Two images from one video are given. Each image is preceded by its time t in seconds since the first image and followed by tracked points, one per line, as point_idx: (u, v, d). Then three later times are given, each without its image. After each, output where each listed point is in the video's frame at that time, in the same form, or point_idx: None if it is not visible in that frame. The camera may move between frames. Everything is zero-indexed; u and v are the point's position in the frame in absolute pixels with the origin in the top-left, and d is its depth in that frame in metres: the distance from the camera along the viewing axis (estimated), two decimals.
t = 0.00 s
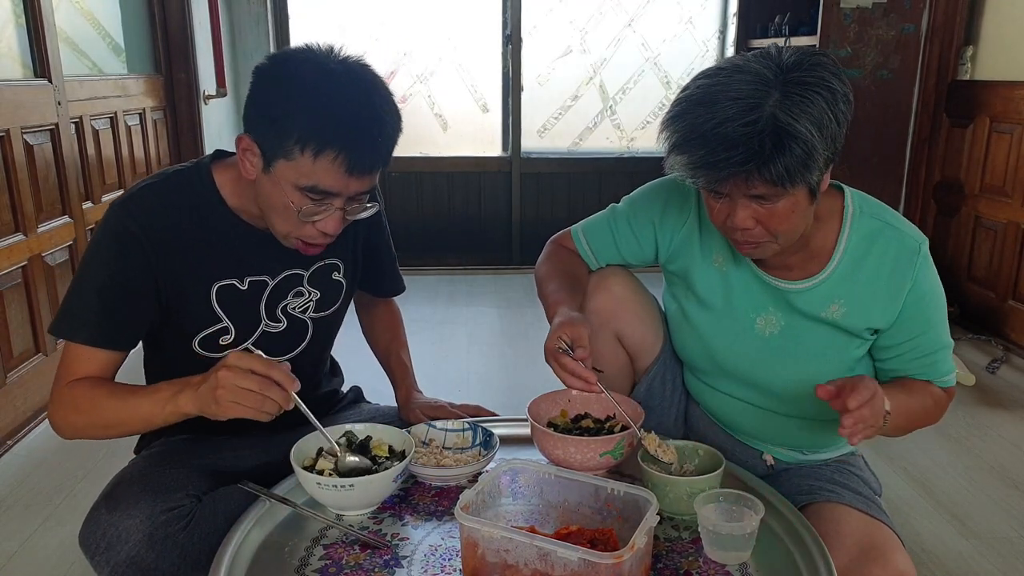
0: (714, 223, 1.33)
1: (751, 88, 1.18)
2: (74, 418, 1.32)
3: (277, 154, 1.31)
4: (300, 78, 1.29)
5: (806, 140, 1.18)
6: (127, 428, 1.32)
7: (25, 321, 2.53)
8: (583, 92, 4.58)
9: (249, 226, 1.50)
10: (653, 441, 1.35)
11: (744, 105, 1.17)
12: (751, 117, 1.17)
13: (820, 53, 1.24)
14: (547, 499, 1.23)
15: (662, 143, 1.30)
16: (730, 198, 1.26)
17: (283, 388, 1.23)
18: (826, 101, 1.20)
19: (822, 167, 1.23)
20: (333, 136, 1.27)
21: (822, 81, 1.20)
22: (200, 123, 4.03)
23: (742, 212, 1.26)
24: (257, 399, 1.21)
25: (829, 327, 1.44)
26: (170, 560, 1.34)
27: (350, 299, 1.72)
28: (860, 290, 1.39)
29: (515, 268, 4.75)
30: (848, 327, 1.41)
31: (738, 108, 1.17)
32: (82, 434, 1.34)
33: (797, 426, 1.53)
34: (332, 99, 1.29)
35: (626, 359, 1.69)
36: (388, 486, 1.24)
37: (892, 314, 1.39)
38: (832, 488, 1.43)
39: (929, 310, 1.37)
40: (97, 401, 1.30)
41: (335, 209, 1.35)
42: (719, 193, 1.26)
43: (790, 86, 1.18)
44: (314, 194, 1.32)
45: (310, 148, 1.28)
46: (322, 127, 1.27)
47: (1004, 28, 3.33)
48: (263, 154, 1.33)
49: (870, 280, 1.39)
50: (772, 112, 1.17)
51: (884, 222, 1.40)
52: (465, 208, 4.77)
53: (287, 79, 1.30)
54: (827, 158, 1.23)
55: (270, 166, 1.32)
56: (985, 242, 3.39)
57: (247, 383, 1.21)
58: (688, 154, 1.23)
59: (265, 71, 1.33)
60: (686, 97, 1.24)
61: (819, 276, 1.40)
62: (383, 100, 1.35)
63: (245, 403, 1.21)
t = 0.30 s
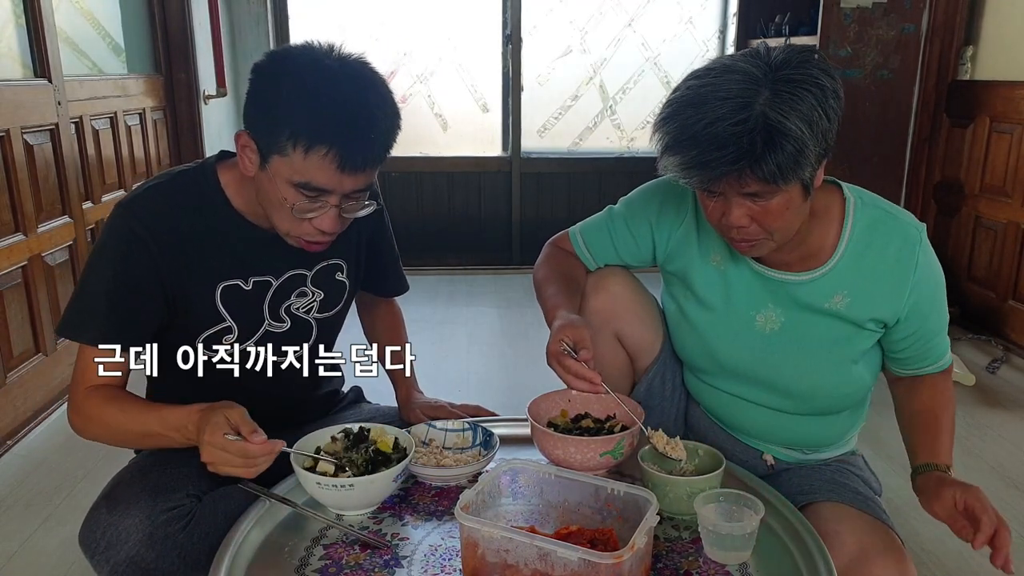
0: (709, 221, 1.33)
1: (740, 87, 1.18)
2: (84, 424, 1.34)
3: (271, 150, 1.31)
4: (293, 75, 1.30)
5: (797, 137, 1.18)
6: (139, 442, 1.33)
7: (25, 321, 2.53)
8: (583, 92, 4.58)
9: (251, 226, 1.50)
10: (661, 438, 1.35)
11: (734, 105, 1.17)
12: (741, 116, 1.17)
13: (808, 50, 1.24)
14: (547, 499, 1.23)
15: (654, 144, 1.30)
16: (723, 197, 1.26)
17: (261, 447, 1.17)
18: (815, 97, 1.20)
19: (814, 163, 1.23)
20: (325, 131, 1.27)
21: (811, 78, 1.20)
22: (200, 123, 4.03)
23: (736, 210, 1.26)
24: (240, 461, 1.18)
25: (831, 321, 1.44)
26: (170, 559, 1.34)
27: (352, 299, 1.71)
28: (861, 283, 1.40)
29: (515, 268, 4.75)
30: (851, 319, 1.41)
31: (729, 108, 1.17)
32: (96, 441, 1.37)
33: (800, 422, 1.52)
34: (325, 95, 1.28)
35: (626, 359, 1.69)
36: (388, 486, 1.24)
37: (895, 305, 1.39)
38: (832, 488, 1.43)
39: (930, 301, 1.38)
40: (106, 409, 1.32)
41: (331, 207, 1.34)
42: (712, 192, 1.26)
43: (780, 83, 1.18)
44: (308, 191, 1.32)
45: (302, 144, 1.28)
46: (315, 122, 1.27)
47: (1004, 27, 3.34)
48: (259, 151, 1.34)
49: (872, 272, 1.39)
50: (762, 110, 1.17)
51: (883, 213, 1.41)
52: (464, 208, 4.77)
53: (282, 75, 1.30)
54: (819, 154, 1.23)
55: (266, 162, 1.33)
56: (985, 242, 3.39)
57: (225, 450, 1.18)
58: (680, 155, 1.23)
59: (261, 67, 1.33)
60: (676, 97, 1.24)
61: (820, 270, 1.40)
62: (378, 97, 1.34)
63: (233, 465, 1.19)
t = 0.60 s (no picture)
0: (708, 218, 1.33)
1: (736, 83, 1.18)
2: (85, 427, 1.34)
3: (266, 153, 1.31)
4: (285, 77, 1.29)
5: (793, 133, 1.18)
6: (135, 445, 1.32)
7: (25, 321, 2.53)
8: (583, 92, 4.57)
9: (251, 226, 1.49)
10: (664, 425, 1.37)
11: (730, 100, 1.18)
12: (737, 111, 1.17)
13: (805, 47, 1.24)
14: (547, 499, 1.23)
15: (652, 141, 1.31)
16: (721, 193, 1.26)
17: (241, 454, 1.16)
18: (813, 93, 1.20)
19: (811, 160, 1.23)
20: (319, 132, 1.27)
21: (808, 74, 1.20)
22: (200, 123, 4.03)
23: (733, 207, 1.26)
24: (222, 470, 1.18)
25: (829, 319, 1.44)
26: (171, 560, 1.34)
27: (352, 299, 1.71)
28: (858, 280, 1.40)
29: (515, 268, 4.75)
30: (849, 317, 1.41)
31: (724, 104, 1.18)
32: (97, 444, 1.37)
33: (798, 421, 1.52)
34: (318, 96, 1.28)
35: (626, 359, 1.70)
36: (388, 486, 1.24)
37: (893, 302, 1.39)
38: (832, 488, 1.43)
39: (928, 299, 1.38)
40: (105, 410, 1.32)
41: (329, 208, 1.34)
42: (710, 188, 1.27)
43: (776, 80, 1.18)
44: (305, 193, 1.32)
45: (296, 146, 1.28)
46: (309, 123, 1.27)
47: (1005, 27, 3.34)
48: (254, 154, 1.34)
49: (869, 269, 1.39)
50: (758, 106, 1.17)
51: (880, 210, 1.42)
52: (465, 208, 4.77)
53: (275, 77, 1.30)
54: (817, 151, 1.23)
55: (262, 166, 1.33)
56: (985, 242, 3.39)
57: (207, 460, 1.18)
58: (677, 150, 1.24)
59: (253, 70, 1.33)
60: (673, 94, 1.25)
61: (817, 268, 1.41)
62: (372, 96, 1.33)
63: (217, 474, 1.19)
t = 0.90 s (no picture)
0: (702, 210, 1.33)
1: (734, 72, 1.19)
2: (82, 422, 1.34)
3: (267, 154, 1.31)
4: (283, 77, 1.29)
5: (789, 123, 1.18)
6: (131, 434, 1.31)
7: (25, 321, 2.53)
8: (583, 92, 4.57)
9: (251, 225, 1.49)
10: (661, 395, 1.50)
11: (727, 88, 1.18)
12: (736, 99, 1.18)
13: (806, 43, 1.25)
14: (547, 499, 1.23)
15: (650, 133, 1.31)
16: (716, 183, 1.26)
17: (242, 415, 1.20)
18: (812, 87, 1.20)
19: (806, 154, 1.23)
20: (318, 131, 1.27)
21: (808, 68, 1.21)
22: (200, 123, 4.03)
23: (727, 198, 1.26)
24: (217, 428, 1.19)
25: (825, 317, 1.43)
26: (170, 560, 1.34)
27: (352, 300, 1.71)
28: (853, 279, 1.39)
29: (515, 268, 4.75)
30: (843, 316, 1.41)
31: (721, 91, 1.18)
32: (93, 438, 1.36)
33: (795, 421, 1.52)
34: (316, 95, 1.28)
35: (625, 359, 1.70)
36: (388, 486, 1.24)
37: (889, 302, 1.38)
38: (831, 488, 1.43)
39: (926, 299, 1.37)
40: (100, 408, 1.31)
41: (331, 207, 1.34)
42: (705, 178, 1.27)
43: (773, 70, 1.19)
44: (307, 192, 1.32)
45: (296, 146, 1.28)
46: (308, 123, 1.27)
47: (1005, 27, 3.34)
48: (254, 156, 1.34)
49: (864, 268, 1.38)
50: (756, 95, 1.17)
51: (877, 209, 1.41)
52: (465, 208, 4.77)
53: (273, 77, 1.30)
54: (812, 145, 1.23)
55: (262, 167, 1.33)
56: (985, 242, 3.39)
57: (206, 420, 1.20)
58: (674, 137, 1.24)
59: (250, 70, 1.33)
60: (672, 84, 1.25)
61: (812, 266, 1.41)
62: (369, 94, 1.33)
63: (209, 436, 1.19)
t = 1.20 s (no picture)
0: (699, 204, 1.33)
1: (734, 62, 1.20)
2: (91, 422, 1.34)
3: (268, 147, 1.31)
4: (285, 71, 1.30)
5: (788, 114, 1.18)
6: (144, 437, 1.33)
7: (25, 321, 2.53)
8: (583, 92, 4.57)
9: (252, 224, 1.49)
10: (659, 372, 1.59)
11: (726, 78, 1.19)
12: (735, 87, 1.19)
13: (808, 41, 1.26)
14: (547, 499, 1.23)
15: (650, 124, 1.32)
16: (713, 175, 1.26)
17: (242, 445, 1.17)
18: (813, 81, 1.21)
19: (805, 148, 1.23)
20: (319, 124, 1.27)
21: (808, 62, 1.22)
22: (200, 123, 4.03)
23: (724, 190, 1.26)
24: (222, 458, 1.18)
25: (819, 319, 1.43)
26: (171, 559, 1.34)
27: (353, 299, 1.71)
28: (848, 281, 1.39)
29: (515, 268, 4.74)
30: (838, 318, 1.40)
31: (721, 80, 1.19)
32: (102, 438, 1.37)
33: (791, 422, 1.52)
34: (318, 90, 1.29)
35: (625, 359, 1.70)
36: (388, 486, 1.24)
37: (883, 305, 1.37)
38: (831, 488, 1.43)
39: (922, 303, 1.35)
40: (110, 408, 1.32)
41: (332, 201, 1.34)
42: (702, 169, 1.27)
43: (774, 62, 1.19)
44: (308, 186, 1.32)
45: (297, 139, 1.28)
46: (309, 116, 1.27)
47: (1005, 27, 3.34)
48: (255, 150, 1.34)
49: (859, 270, 1.37)
50: (756, 84, 1.18)
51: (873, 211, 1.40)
52: (465, 208, 4.77)
53: (275, 71, 1.30)
54: (811, 139, 1.23)
55: (263, 160, 1.33)
56: (985, 242, 3.39)
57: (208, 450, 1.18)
58: (673, 126, 1.25)
59: (251, 66, 1.33)
60: (673, 74, 1.26)
61: (806, 267, 1.40)
62: (370, 89, 1.34)
63: (218, 465, 1.19)
